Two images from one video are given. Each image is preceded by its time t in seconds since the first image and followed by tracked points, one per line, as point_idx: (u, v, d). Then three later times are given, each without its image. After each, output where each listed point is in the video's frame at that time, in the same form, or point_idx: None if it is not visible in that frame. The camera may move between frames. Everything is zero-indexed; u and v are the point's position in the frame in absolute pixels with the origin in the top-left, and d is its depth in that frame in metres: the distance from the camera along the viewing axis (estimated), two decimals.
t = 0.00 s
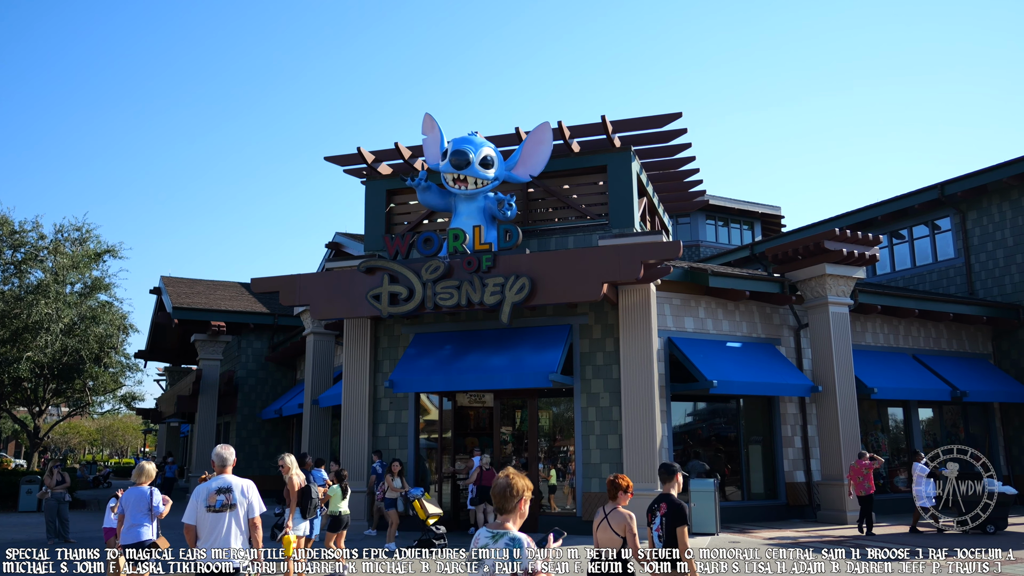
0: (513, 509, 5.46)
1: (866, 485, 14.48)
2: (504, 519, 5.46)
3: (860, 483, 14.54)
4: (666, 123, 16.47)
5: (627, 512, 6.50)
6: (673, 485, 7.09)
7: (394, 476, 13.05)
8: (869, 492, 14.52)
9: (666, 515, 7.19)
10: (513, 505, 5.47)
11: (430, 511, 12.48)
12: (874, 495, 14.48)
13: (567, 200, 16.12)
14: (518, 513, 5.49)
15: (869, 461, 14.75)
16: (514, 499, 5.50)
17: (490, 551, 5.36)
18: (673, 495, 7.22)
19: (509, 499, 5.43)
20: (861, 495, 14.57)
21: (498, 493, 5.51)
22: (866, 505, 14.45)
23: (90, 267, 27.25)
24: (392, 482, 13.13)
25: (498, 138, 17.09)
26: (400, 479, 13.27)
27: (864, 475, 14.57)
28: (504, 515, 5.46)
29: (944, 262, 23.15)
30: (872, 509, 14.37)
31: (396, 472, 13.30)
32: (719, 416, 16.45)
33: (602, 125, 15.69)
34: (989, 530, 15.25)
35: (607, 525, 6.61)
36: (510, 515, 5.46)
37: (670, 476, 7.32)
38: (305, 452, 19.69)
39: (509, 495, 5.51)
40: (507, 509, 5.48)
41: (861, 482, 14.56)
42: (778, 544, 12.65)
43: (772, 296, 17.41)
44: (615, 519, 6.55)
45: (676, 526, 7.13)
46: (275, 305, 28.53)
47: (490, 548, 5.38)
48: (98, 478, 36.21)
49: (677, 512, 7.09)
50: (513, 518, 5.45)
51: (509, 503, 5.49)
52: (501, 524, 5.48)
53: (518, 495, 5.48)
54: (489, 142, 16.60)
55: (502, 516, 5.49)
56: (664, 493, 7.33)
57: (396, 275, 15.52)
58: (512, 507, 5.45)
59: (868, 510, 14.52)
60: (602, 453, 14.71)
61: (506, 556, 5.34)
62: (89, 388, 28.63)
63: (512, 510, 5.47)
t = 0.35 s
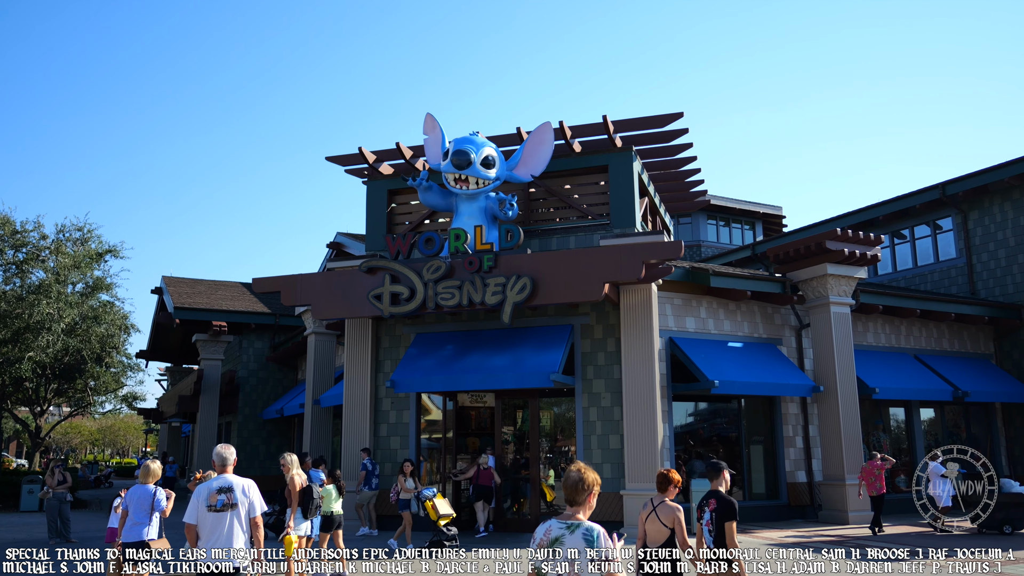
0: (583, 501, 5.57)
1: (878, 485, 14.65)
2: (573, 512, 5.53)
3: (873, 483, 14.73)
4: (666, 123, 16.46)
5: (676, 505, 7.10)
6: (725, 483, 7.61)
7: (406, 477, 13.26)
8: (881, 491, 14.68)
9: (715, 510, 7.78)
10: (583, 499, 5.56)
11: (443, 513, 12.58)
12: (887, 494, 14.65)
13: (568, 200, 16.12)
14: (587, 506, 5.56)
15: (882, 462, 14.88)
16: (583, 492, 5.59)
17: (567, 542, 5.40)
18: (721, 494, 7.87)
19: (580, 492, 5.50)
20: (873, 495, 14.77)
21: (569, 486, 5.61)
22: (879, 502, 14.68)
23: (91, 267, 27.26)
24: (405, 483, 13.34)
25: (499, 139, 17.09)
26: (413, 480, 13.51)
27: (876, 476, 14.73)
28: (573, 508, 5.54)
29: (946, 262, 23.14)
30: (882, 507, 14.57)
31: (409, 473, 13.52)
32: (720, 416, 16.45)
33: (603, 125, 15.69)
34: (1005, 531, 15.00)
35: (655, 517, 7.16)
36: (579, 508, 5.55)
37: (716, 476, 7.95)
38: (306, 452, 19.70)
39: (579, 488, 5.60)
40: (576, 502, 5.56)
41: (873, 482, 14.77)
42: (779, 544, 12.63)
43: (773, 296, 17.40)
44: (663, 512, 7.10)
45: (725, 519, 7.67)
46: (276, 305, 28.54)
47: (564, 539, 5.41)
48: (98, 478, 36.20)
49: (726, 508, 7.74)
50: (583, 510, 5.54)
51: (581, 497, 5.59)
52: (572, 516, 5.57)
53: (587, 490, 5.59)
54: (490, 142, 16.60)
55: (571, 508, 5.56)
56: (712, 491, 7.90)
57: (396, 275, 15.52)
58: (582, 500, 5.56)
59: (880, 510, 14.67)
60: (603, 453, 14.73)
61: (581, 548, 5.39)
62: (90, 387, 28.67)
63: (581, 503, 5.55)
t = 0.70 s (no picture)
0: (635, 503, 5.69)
1: (890, 484, 14.89)
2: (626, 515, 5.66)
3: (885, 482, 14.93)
4: (668, 123, 16.46)
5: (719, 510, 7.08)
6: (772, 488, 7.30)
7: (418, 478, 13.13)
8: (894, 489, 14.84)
9: (764, 517, 7.17)
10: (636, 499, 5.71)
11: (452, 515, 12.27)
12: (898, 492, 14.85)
13: (569, 200, 16.12)
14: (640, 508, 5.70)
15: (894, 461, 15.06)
16: (635, 494, 5.73)
17: (621, 543, 5.52)
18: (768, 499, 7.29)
19: (632, 492, 5.68)
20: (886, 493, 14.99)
21: (621, 488, 5.73)
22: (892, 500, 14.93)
23: (92, 267, 27.29)
24: (416, 483, 13.28)
25: (501, 139, 17.08)
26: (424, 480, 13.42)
27: (886, 475, 14.91)
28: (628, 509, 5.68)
29: (948, 262, 23.12)
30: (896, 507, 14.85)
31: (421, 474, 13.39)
32: (721, 416, 16.43)
33: (605, 125, 15.69)
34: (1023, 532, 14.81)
35: (699, 521, 7.17)
36: (631, 509, 5.69)
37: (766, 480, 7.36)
38: (307, 452, 19.71)
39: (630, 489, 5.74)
40: (628, 504, 5.70)
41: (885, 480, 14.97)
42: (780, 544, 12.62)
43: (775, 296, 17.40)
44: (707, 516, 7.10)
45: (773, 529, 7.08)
46: (277, 305, 28.55)
47: (620, 541, 5.54)
48: (100, 478, 36.26)
49: (773, 515, 7.09)
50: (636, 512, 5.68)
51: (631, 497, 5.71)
52: (625, 518, 5.69)
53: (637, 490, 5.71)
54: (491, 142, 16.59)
55: (625, 510, 5.70)
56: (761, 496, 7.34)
57: (398, 275, 15.52)
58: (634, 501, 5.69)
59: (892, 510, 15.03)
60: (604, 453, 14.72)
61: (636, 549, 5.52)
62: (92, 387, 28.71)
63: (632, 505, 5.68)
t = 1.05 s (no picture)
0: (680, 499, 6.26)
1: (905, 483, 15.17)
2: (673, 508, 6.27)
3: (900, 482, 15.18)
4: (669, 123, 16.46)
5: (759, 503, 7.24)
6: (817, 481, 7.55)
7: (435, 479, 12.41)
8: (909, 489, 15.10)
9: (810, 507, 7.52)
10: (680, 496, 6.27)
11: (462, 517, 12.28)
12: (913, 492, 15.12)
13: (570, 200, 16.13)
14: (685, 503, 6.27)
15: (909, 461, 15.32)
16: (680, 490, 6.30)
17: (662, 534, 6.14)
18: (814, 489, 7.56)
19: (677, 489, 6.25)
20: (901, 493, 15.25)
21: (667, 484, 6.32)
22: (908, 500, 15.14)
23: (93, 268, 27.29)
24: (431, 485, 12.57)
25: (502, 139, 17.08)
26: (440, 481, 12.71)
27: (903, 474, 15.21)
28: (672, 504, 6.27)
29: (948, 263, 23.11)
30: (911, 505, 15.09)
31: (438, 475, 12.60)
32: (722, 417, 16.42)
33: (605, 125, 15.69)
34: None
35: (741, 514, 7.31)
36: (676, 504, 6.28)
37: (813, 470, 7.63)
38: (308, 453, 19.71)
39: (675, 485, 6.34)
40: (674, 498, 6.29)
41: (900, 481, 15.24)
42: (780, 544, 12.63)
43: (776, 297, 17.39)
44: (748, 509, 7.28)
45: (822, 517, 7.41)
46: (278, 305, 28.56)
47: (661, 531, 6.15)
48: (101, 478, 36.29)
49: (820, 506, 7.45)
50: (681, 506, 6.26)
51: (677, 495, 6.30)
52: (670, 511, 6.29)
53: (682, 487, 6.27)
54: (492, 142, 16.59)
55: (671, 504, 6.30)
56: (807, 486, 7.70)
57: (399, 276, 15.51)
58: (679, 496, 6.25)
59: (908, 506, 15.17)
60: (605, 454, 14.72)
61: (676, 539, 6.11)
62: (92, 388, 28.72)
63: (679, 500, 6.26)
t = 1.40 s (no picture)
0: (736, 498, 6.32)
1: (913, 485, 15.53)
2: (726, 506, 6.34)
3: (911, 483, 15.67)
4: (667, 123, 16.46)
5: (805, 501, 7.20)
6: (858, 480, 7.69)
7: (443, 481, 12.35)
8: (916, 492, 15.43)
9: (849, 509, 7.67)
10: (736, 495, 6.33)
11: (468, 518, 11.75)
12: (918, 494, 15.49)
13: (568, 201, 16.13)
14: (739, 503, 6.34)
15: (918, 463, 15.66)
16: (736, 490, 6.35)
17: (716, 527, 6.24)
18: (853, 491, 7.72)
19: (733, 488, 6.30)
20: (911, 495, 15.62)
21: (724, 483, 6.40)
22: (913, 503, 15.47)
23: (90, 268, 27.26)
24: (441, 486, 12.52)
25: (500, 139, 17.08)
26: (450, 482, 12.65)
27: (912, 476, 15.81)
28: (726, 502, 6.35)
29: (946, 263, 23.14)
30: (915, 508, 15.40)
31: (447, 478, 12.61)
32: (720, 418, 16.43)
33: (604, 126, 15.69)
34: None
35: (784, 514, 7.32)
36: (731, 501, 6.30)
37: (849, 473, 7.77)
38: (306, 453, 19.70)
39: (731, 485, 6.38)
40: (730, 497, 6.36)
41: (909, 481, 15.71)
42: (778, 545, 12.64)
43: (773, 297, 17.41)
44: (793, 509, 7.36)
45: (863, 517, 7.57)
46: (276, 305, 28.53)
47: (714, 525, 6.25)
48: (98, 479, 36.27)
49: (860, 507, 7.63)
50: (735, 505, 6.32)
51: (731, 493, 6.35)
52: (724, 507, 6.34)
53: (738, 487, 6.32)
54: (490, 142, 16.59)
55: (725, 502, 6.38)
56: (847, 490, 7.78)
57: (397, 276, 15.50)
58: (735, 496, 6.31)
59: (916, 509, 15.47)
60: (603, 454, 14.71)
61: (729, 535, 6.18)
62: (90, 389, 28.70)
63: (733, 499, 6.33)
